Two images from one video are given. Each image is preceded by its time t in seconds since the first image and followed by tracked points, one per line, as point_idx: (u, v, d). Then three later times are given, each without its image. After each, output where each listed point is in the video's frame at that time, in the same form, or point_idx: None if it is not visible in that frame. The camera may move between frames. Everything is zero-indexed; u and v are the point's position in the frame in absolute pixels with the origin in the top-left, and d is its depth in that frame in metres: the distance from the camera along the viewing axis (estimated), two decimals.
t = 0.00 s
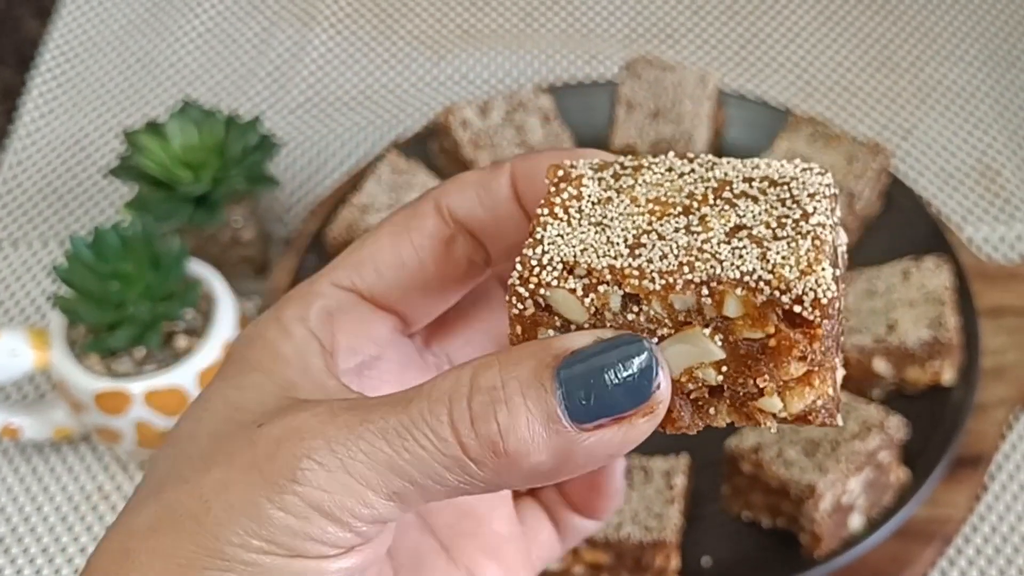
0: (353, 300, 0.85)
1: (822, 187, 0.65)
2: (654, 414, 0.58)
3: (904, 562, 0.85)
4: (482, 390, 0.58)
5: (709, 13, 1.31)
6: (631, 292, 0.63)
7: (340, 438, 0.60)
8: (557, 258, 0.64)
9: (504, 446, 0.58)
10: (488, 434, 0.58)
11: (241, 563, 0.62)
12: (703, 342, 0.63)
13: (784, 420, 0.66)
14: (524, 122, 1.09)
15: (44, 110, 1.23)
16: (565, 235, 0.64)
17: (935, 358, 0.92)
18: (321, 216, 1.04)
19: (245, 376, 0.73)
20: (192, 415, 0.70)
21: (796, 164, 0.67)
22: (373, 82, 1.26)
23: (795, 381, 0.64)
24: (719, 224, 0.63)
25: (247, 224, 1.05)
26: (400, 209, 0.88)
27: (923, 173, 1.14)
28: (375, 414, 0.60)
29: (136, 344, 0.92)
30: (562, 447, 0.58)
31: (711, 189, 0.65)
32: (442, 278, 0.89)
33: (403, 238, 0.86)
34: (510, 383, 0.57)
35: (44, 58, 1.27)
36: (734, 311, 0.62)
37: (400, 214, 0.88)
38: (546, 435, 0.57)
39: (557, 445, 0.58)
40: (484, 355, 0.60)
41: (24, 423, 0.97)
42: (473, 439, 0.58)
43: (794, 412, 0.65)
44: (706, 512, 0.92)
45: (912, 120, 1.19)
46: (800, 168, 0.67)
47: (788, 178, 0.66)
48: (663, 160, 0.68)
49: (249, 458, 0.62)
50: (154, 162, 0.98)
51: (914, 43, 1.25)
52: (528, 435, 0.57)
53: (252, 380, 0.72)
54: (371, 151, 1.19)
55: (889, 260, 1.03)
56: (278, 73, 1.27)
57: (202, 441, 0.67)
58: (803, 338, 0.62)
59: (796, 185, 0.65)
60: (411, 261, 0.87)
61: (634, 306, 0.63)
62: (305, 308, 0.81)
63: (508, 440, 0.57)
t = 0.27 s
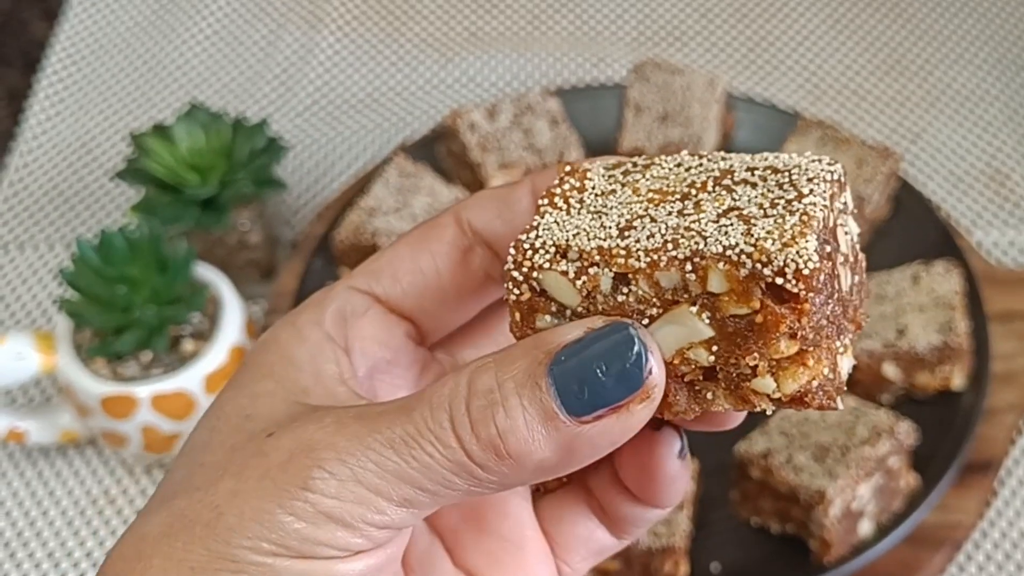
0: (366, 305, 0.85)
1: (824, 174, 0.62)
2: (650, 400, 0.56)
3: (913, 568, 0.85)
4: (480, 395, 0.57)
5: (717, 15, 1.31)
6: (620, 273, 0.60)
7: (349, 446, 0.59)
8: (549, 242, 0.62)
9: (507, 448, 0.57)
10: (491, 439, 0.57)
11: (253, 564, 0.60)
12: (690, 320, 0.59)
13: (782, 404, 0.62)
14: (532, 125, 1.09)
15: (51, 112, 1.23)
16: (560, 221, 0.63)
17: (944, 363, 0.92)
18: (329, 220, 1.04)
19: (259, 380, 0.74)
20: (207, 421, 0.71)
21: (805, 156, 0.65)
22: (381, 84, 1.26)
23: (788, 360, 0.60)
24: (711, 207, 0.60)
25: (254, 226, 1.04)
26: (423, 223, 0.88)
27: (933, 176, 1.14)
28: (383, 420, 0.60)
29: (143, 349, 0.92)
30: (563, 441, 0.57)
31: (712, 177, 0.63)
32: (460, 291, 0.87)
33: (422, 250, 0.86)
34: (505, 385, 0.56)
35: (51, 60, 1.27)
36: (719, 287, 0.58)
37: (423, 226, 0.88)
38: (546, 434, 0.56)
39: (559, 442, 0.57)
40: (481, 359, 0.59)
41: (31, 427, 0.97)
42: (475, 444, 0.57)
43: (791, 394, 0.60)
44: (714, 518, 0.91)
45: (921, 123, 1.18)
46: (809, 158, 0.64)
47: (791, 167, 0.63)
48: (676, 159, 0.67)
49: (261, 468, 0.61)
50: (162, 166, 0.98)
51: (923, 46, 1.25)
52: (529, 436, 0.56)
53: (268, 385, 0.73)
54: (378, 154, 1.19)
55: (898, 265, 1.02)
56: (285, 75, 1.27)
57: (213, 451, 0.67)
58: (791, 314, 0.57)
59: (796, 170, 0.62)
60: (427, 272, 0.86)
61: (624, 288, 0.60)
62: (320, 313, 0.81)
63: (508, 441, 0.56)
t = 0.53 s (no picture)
0: (370, 301, 0.84)
1: (784, 142, 0.59)
2: (656, 434, 0.58)
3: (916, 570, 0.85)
4: (488, 409, 0.56)
5: (719, 16, 1.31)
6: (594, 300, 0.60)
7: (340, 457, 0.58)
8: (528, 284, 0.64)
9: (511, 465, 0.57)
10: (496, 456, 0.56)
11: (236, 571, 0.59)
12: (671, 329, 0.57)
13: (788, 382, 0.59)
14: (535, 126, 1.09)
15: (52, 113, 1.23)
16: (536, 261, 0.65)
17: (946, 364, 0.91)
18: (331, 220, 1.03)
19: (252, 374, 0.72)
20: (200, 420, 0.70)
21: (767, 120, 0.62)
22: (383, 84, 1.26)
23: (777, 342, 0.57)
24: (670, 208, 0.59)
25: (256, 227, 1.04)
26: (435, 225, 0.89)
27: (935, 178, 1.14)
28: (378, 430, 0.59)
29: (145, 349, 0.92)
30: (567, 466, 0.57)
31: (675, 171, 0.62)
32: (468, 292, 0.88)
33: (431, 249, 0.87)
34: (516, 402, 0.56)
35: (52, 60, 1.27)
36: (683, 293, 0.56)
37: (433, 229, 0.89)
38: (553, 456, 0.56)
39: (562, 465, 0.57)
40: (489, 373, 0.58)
41: (33, 427, 0.97)
42: (478, 459, 0.57)
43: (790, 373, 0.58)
44: (717, 519, 0.91)
45: (923, 125, 1.18)
46: (773, 123, 0.61)
47: (750, 138, 0.60)
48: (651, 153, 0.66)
49: (254, 468, 0.60)
50: (164, 166, 0.98)
51: (925, 48, 1.25)
52: (535, 454, 0.56)
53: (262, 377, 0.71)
54: (380, 155, 1.19)
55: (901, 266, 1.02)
56: (287, 76, 1.27)
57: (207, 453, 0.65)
58: (761, 300, 0.55)
59: (751, 143, 0.59)
60: (434, 272, 0.87)
61: (605, 312, 0.60)
62: (321, 305, 0.80)
63: (514, 459, 0.56)
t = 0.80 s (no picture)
0: (349, 284, 0.83)
1: (807, 150, 0.60)
2: (664, 442, 0.59)
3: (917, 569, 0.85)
4: (501, 416, 0.56)
5: (721, 16, 1.31)
6: (611, 300, 0.59)
7: (347, 460, 0.57)
8: (538, 277, 0.61)
9: (525, 473, 0.57)
10: (510, 464, 0.57)
11: None
12: (691, 336, 0.58)
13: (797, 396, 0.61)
14: (537, 124, 1.09)
15: (55, 111, 1.23)
16: (546, 252, 0.62)
17: (948, 363, 0.92)
18: (334, 218, 1.04)
19: (231, 364, 0.70)
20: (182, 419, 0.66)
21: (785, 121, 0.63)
22: (385, 83, 1.26)
23: (796, 356, 0.59)
24: (692, 210, 0.59)
25: (259, 225, 1.04)
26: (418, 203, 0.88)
27: (937, 177, 1.14)
28: (383, 433, 0.57)
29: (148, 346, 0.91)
30: (576, 473, 0.58)
31: (692, 169, 0.62)
32: (450, 275, 0.88)
33: (415, 229, 0.85)
34: (530, 409, 0.56)
35: (55, 58, 1.27)
36: (709, 303, 0.57)
37: (418, 206, 0.87)
38: (565, 462, 0.57)
39: (572, 471, 0.57)
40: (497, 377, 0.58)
41: (36, 424, 0.97)
42: (491, 465, 0.57)
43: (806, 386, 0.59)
44: (720, 517, 0.91)
45: (925, 124, 1.19)
46: (792, 128, 0.62)
47: (771, 141, 0.61)
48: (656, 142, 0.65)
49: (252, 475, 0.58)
50: (167, 164, 0.98)
51: (927, 48, 1.25)
52: (547, 462, 0.56)
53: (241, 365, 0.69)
54: (382, 154, 1.19)
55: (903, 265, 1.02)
56: (290, 74, 1.27)
57: (191, 453, 0.63)
58: (787, 316, 0.56)
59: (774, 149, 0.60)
60: (418, 253, 0.86)
61: (619, 313, 0.60)
62: (298, 287, 0.78)
63: (528, 466, 0.56)
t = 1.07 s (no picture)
0: (350, 283, 0.83)
1: (823, 190, 0.59)
2: (673, 477, 0.59)
3: (920, 565, 0.85)
4: (512, 448, 0.57)
5: (723, 15, 1.31)
6: (627, 340, 0.59)
7: (359, 489, 0.58)
8: (552, 310, 0.61)
9: (534, 505, 0.57)
10: (519, 495, 0.57)
11: None
12: (706, 379, 0.59)
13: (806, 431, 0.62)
14: (540, 122, 1.09)
15: (58, 108, 1.23)
16: (559, 280, 0.61)
17: (951, 360, 0.92)
18: (338, 215, 1.04)
19: (235, 372, 0.69)
20: (191, 416, 0.67)
21: (795, 147, 0.62)
22: (388, 82, 1.26)
23: (809, 400, 0.59)
24: (708, 249, 0.58)
25: (263, 223, 1.05)
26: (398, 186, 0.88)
27: (938, 175, 1.14)
28: (396, 465, 0.58)
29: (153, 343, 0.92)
30: (583, 504, 0.58)
31: (706, 201, 0.61)
32: (443, 256, 0.89)
33: (404, 214, 0.86)
34: (541, 442, 0.57)
35: (58, 56, 1.27)
36: (727, 352, 0.57)
37: (400, 189, 0.88)
38: (572, 494, 0.57)
39: (579, 503, 0.58)
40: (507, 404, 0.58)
41: (40, 421, 0.97)
42: (501, 499, 0.58)
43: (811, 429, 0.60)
44: (723, 514, 0.91)
45: (926, 123, 1.19)
46: (805, 159, 0.61)
47: (786, 174, 0.60)
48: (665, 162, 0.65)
49: (262, 496, 0.59)
50: (170, 161, 0.98)
51: (929, 46, 1.25)
52: (556, 495, 0.57)
53: (247, 374, 0.69)
54: (384, 152, 1.19)
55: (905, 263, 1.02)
56: (292, 72, 1.27)
57: (200, 462, 0.63)
58: (804, 366, 0.56)
59: (790, 184, 0.59)
60: (411, 240, 0.86)
61: (634, 351, 0.60)
62: (303, 291, 0.78)
63: (537, 499, 0.57)
